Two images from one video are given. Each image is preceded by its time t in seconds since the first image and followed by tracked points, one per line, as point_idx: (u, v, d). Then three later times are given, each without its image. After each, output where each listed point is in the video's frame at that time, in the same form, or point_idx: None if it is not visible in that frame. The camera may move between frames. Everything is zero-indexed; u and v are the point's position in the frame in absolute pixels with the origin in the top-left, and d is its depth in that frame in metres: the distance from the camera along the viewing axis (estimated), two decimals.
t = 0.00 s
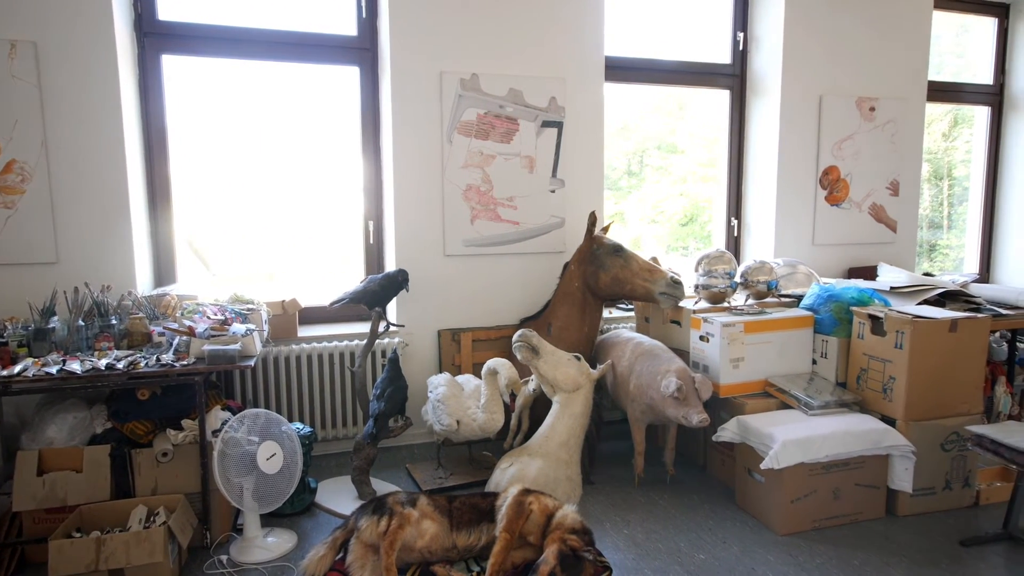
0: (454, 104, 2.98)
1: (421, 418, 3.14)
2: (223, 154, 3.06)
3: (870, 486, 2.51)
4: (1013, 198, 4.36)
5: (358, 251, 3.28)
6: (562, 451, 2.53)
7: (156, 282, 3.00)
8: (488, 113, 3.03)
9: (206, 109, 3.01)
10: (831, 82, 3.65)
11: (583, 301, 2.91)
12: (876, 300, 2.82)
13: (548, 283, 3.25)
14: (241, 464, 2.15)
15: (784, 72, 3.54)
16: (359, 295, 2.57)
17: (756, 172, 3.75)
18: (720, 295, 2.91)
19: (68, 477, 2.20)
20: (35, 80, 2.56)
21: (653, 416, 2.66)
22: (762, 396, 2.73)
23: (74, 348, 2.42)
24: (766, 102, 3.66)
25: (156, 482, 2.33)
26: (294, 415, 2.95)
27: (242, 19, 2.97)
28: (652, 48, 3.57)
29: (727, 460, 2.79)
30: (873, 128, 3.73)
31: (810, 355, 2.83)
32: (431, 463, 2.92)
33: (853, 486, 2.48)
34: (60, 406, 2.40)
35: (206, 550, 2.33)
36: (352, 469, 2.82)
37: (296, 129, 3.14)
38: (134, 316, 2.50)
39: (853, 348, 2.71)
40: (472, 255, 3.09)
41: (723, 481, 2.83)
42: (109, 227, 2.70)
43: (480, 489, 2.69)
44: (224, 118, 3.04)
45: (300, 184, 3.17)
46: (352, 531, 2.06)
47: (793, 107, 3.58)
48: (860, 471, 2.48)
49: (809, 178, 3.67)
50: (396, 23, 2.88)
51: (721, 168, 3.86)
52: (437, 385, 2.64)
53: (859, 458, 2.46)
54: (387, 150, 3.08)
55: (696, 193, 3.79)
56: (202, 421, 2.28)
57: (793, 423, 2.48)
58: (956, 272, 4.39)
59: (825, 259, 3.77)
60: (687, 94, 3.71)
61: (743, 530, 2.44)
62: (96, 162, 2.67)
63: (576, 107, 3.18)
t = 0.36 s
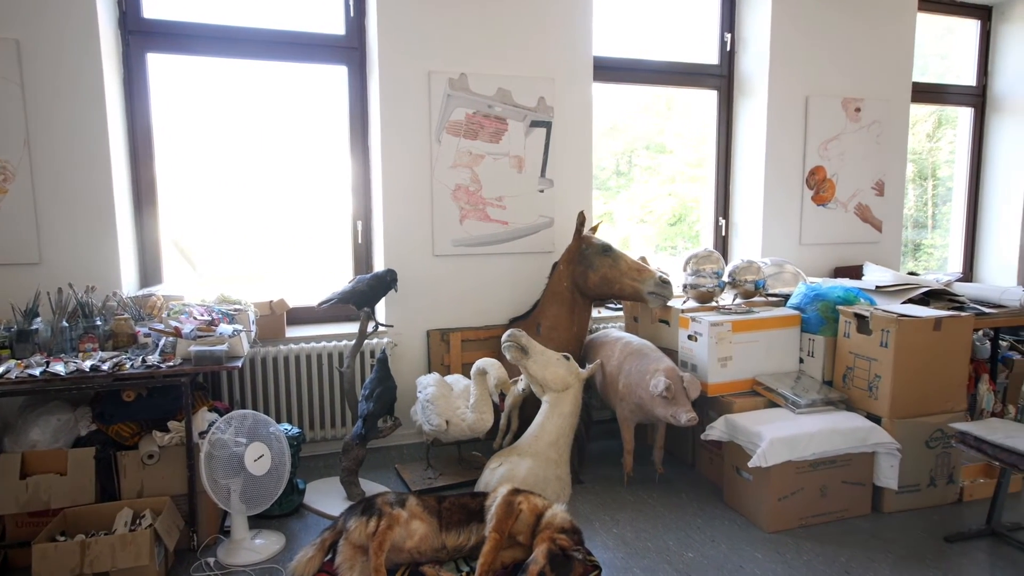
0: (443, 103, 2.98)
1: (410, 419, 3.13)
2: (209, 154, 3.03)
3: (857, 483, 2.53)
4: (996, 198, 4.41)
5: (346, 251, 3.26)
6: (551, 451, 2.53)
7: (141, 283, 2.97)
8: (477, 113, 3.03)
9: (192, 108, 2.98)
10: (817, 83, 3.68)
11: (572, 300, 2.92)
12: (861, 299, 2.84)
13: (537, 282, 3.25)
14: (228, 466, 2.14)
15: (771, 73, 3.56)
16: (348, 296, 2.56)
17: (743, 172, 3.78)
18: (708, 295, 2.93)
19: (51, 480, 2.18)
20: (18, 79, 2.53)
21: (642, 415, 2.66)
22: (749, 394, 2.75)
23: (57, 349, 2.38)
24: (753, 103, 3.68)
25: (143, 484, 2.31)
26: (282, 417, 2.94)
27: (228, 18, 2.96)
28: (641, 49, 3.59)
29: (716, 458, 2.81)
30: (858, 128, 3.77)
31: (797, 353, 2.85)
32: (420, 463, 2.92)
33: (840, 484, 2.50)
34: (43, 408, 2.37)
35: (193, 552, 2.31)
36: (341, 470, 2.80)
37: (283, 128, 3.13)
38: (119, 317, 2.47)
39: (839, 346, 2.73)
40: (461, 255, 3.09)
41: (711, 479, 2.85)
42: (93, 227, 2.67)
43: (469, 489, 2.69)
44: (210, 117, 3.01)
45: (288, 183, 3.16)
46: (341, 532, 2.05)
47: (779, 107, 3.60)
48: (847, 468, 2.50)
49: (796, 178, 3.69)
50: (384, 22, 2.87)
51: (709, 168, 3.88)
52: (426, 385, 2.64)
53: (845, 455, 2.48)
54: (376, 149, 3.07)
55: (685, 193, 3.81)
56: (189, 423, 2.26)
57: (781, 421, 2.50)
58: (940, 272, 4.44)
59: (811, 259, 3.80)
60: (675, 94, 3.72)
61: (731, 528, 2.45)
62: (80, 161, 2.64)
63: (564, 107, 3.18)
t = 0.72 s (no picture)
0: (431, 102, 2.97)
1: (399, 418, 3.12)
2: (195, 153, 3.01)
3: (843, 479, 2.56)
4: (978, 198, 4.47)
5: (334, 251, 3.25)
6: (540, 450, 2.54)
7: (126, 283, 2.94)
8: (465, 112, 3.02)
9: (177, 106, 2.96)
10: (803, 83, 3.71)
11: (560, 299, 2.92)
12: (847, 297, 2.87)
13: (525, 282, 3.25)
14: (215, 467, 2.12)
15: (757, 73, 3.58)
16: (336, 295, 2.55)
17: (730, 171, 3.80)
18: (696, 293, 2.94)
19: (34, 483, 2.15)
20: None
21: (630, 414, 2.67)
22: (737, 393, 2.77)
23: (40, 350, 2.36)
24: (739, 103, 3.70)
25: (127, 485, 2.28)
26: (269, 417, 2.92)
27: (213, 16, 2.93)
28: (629, 48, 3.60)
29: (703, 456, 2.82)
30: (844, 128, 3.80)
31: (784, 352, 2.87)
32: (409, 463, 2.91)
33: (826, 480, 2.52)
34: (26, 411, 2.35)
35: (179, 554, 2.29)
36: (329, 470, 2.79)
37: (270, 127, 3.11)
38: (104, 317, 2.45)
39: (825, 344, 2.75)
40: (449, 254, 3.08)
41: (699, 477, 2.86)
42: (77, 227, 2.64)
43: (458, 488, 2.69)
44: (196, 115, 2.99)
45: (275, 183, 3.14)
46: (329, 533, 2.04)
47: (766, 107, 3.63)
48: (833, 465, 2.52)
49: (782, 178, 3.72)
50: (371, 21, 2.86)
51: (697, 167, 3.90)
52: (415, 385, 2.63)
53: (831, 453, 2.50)
54: (363, 148, 3.06)
55: (673, 193, 3.83)
56: (175, 424, 2.24)
57: (767, 419, 2.52)
58: (924, 270, 4.49)
59: (798, 258, 3.83)
60: (663, 94, 3.74)
61: (718, 525, 2.47)
62: (63, 160, 2.61)
63: (552, 106, 3.18)
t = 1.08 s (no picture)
0: (420, 101, 2.96)
1: (388, 418, 3.12)
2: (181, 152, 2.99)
3: (830, 476, 2.58)
4: (962, 197, 4.53)
5: (322, 250, 3.23)
6: (530, 449, 2.54)
7: (112, 283, 2.91)
8: (454, 112, 3.02)
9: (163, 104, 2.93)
10: (790, 83, 3.73)
11: (550, 299, 2.92)
12: (834, 295, 2.89)
13: (515, 280, 3.25)
14: (202, 468, 2.11)
15: (745, 73, 3.60)
16: (324, 295, 2.54)
17: (718, 171, 3.82)
18: (685, 292, 2.95)
19: (18, 486, 2.14)
20: None
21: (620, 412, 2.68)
22: (725, 391, 2.78)
23: (24, 351, 2.30)
24: (727, 102, 3.72)
25: (114, 487, 2.27)
26: (257, 418, 2.90)
27: (200, 14, 2.91)
28: (618, 48, 3.60)
29: (692, 454, 2.84)
30: (831, 128, 3.83)
31: (772, 350, 2.89)
32: (398, 463, 2.90)
33: (813, 477, 2.54)
34: (10, 412, 2.30)
35: (166, 556, 2.27)
36: (317, 470, 2.78)
37: (258, 126, 3.09)
38: (89, 318, 2.43)
39: (813, 343, 2.77)
40: (439, 253, 3.08)
41: (688, 475, 2.87)
42: (62, 226, 2.62)
43: (448, 488, 2.69)
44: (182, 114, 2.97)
45: (262, 182, 3.13)
46: (318, 533, 2.03)
47: (754, 107, 3.65)
48: (820, 462, 2.54)
49: (770, 177, 3.74)
50: (359, 19, 2.85)
51: (686, 167, 3.91)
52: (404, 384, 2.62)
53: (818, 450, 2.52)
54: (352, 146, 3.04)
55: (661, 192, 3.84)
56: (162, 425, 2.22)
57: (756, 417, 2.53)
58: (910, 269, 4.53)
59: (785, 256, 3.86)
60: (652, 93, 3.75)
61: (707, 523, 2.48)
62: (47, 159, 2.58)
63: (542, 106, 3.19)
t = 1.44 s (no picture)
0: (410, 100, 2.96)
1: (378, 418, 3.11)
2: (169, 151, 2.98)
3: (818, 474, 2.59)
4: (948, 197, 4.57)
5: (312, 250, 3.22)
6: (520, 448, 2.55)
7: (99, 283, 2.89)
8: (444, 111, 3.01)
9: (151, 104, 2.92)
10: (779, 83, 3.75)
11: (540, 298, 2.92)
12: (822, 294, 2.91)
13: (505, 280, 3.25)
14: (191, 469, 2.09)
15: (735, 73, 3.62)
16: (314, 295, 2.53)
17: (708, 170, 3.83)
18: (674, 292, 2.96)
19: (4, 488, 2.12)
20: None
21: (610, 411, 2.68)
22: (715, 390, 2.79)
23: (9, 352, 2.28)
24: (717, 102, 3.74)
25: (102, 489, 2.25)
26: (247, 418, 2.89)
27: (188, 11, 2.89)
28: (608, 47, 3.61)
29: (682, 453, 2.85)
30: (819, 128, 3.85)
31: (761, 349, 2.91)
32: (389, 463, 2.90)
33: (802, 475, 2.56)
34: None
35: (155, 558, 2.26)
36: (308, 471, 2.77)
37: (246, 125, 3.08)
38: (76, 317, 2.40)
39: (801, 341, 2.79)
40: (429, 253, 3.07)
41: (678, 473, 2.89)
42: (48, 225, 2.59)
43: (439, 487, 2.69)
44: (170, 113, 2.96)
45: (251, 181, 3.11)
46: (309, 534, 2.02)
47: (743, 107, 3.67)
48: (809, 460, 2.56)
49: (759, 177, 3.76)
50: (348, 18, 2.84)
51: (676, 167, 3.93)
52: (394, 384, 2.62)
53: (807, 448, 2.54)
54: (341, 146, 3.03)
55: (652, 192, 3.85)
56: (151, 426, 2.21)
57: (745, 415, 2.55)
58: (898, 268, 4.56)
59: (774, 256, 3.88)
60: (642, 93, 3.76)
61: (697, 521, 2.49)
62: (34, 158, 2.56)
63: (532, 105, 3.19)
